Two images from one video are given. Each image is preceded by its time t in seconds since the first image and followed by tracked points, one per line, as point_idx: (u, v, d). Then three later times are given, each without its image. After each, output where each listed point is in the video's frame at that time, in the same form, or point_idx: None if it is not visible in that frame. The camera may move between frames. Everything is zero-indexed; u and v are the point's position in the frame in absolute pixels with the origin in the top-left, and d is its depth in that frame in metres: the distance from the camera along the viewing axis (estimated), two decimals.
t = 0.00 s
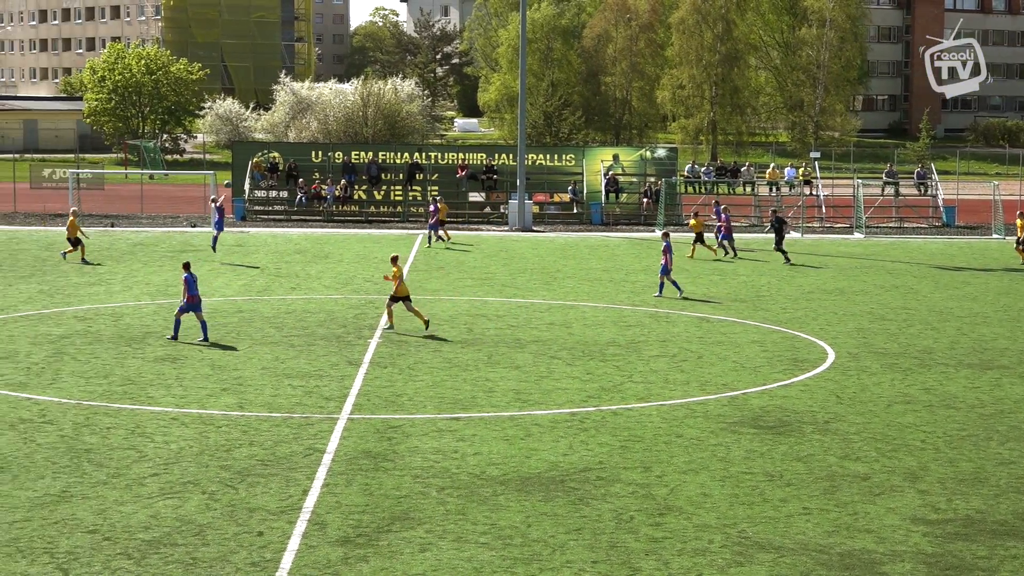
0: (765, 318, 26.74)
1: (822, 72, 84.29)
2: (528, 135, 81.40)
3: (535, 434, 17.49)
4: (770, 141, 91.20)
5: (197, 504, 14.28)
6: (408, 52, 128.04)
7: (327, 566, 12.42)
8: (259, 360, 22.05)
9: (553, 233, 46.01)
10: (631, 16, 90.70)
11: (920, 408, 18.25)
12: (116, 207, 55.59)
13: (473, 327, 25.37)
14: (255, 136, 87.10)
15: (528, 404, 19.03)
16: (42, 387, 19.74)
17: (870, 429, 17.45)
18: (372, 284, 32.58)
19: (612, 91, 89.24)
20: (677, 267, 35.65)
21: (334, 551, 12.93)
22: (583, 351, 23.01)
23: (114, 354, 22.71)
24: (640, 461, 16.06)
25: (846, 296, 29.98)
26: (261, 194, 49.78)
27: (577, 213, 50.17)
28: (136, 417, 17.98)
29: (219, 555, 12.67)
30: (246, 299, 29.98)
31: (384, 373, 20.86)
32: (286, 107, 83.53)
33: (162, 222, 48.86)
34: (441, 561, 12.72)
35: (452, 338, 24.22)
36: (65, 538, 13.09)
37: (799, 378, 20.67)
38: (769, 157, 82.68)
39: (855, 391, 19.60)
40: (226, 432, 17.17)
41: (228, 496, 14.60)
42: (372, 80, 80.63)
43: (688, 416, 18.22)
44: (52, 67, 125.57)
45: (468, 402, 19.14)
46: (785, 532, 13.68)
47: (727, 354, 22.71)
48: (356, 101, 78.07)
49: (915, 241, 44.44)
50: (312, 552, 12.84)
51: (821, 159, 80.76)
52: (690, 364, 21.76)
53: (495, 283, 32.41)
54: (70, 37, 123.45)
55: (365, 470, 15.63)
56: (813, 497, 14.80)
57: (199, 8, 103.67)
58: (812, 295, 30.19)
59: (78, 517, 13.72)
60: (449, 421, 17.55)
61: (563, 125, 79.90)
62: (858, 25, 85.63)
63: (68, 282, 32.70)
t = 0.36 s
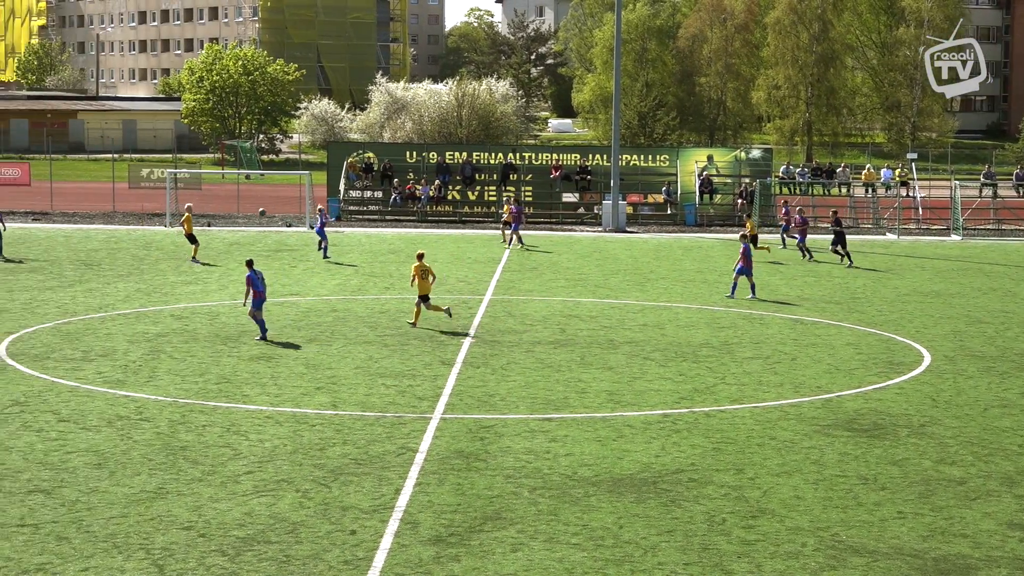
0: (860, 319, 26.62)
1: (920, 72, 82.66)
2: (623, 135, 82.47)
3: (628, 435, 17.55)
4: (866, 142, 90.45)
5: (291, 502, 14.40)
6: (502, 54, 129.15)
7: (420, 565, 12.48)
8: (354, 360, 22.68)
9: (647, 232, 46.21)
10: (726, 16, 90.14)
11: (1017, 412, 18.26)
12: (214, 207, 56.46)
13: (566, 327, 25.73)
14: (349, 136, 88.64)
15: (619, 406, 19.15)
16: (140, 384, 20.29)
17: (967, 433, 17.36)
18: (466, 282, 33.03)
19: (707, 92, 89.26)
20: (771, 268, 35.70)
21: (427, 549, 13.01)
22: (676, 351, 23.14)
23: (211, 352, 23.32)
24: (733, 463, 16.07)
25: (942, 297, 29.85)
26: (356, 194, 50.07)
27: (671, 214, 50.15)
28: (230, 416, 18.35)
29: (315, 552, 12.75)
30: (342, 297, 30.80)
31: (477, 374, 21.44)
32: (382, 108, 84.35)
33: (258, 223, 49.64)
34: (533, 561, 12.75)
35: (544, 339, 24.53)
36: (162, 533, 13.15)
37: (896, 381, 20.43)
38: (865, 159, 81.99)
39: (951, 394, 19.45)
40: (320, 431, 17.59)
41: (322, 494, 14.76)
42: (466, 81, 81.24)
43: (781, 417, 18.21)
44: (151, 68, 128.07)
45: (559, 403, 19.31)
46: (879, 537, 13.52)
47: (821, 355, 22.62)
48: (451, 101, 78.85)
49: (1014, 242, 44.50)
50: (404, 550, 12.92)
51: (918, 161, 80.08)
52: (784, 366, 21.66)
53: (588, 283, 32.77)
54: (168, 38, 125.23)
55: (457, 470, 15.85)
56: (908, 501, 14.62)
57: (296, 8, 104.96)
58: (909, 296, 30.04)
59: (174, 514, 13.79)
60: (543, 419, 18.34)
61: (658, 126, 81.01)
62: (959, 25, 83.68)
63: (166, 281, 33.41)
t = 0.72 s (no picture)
0: (901, 320, 26.33)
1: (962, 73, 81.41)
2: (663, 135, 82.26)
3: (668, 436, 17.53)
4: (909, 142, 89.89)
5: (330, 501, 14.53)
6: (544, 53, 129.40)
7: (459, 566, 12.53)
8: (394, 360, 22.79)
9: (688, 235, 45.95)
10: (768, 17, 89.22)
11: None
12: (255, 207, 56.89)
13: (606, 328, 25.70)
14: (390, 136, 88.94)
15: (659, 407, 19.11)
16: (180, 383, 20.54)
17: (1009, 435, 17.22)
18: (505, 283, 33.08)
19: (748, 93, 88.87)
20: (811, 269, 35.58)
21: (466, 550, 13.08)
22: (715, 352, 23.08)
23: (251, 352, 23.50)
24: (772, 465, 16.03)
25: (984, 298, 29.52)
26: (396, 194, 50.53)
27: (711, 214, 50.02)
28: (271, 415, 18.54)
29: (353, 551, 12.85)
30: (384, 296, 31.00)
31: (516, 374, 21.50)
32: (422, 108, 84.64)
33: (298, 222, 49.94)
34: (572, 561, 12.80)
35: (583, 340, 24.53)
36: (203, 532, 13.29)
37: (936, 382, 20.24)
38: (906, 160, 81.22)
39: (993, 396, 19.29)
40: (360, 430, 17.71)
41: (362, 494, 14.87)
42: (507, 81, 81.36)
43: (822, 419, 18.11)
44: (193, 68, 129.28)
45: (599, 403, 19.36)
46: (920, 538, 13.43)
47: (862, 356, 22.45)
48: (492, 101, 78.88)
49: None
50: (443, 551, 13.00)
51: (959, 163, 79.24)
52: (824, 367, 21.51)
53: (628, 283, 32.73)
54: (211, 38, 126.27)
55: (497, 470, 15.93)
56: (949, 503, 14.52)
57: (337, 8, 105.33)
58: (950, 298, 29.68)
59: (214, 513, 13.94)
60: (583, 420, 18.38)
61: (698, 126, 80.50)
62: (1002, 25, 82.69)
63: (207, 280, 33.69)
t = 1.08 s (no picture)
0: (941, 321, 26.13)
1: (1005, 73, 80.38)
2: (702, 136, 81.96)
3: (707, 437, 17.50)
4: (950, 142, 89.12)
5: (369, 501, 14.64)
6: (582, 54, 131.02)
7: (498, 567, 12.59)
8: (433, 360, 22.93)
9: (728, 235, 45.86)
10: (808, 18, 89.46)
11: None
12: (294, 207, 57.30)
13: (644, 329, 25.71)
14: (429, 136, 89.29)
15: (698, 408, 19.08)
16: (219, 382, 20.76)
17: None
18: (543, 283, 33.18)
19: (788, 94, 88.39)
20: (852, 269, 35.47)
21: (505, 550, 13.15)
22: (754, 353, 23.03)
23: (289, 352, 23.69)
24: (810, 467, 15.97)
25: None
26: (435, 195, 50.79)
27: (750, 214, 49.85)
28: (310, 415, 18.70)
29: (392, 551, 12.96)
30: (424, 296, 31.18)
31: (555, 375, 21.56)
32: (462, 108, 84.85)
33: (338, 223, 50.28)
34: (610, 562, 12.82)
35: (623, 340, 24.53)
36: (242, 531, 13.43)
37: (977, 384, 20.10)
38: (947, 162, 80.49)
39: None
40: (398, 430, 17.83)
41: (400, 494, 14.97)
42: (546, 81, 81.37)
43: (862, 420, 18.04)
44: (233, 68, 130.35)
45: (637, 404, 19.38)
46: (960, 541, 13.36)
47: (902, 357, 22.32)
48: (531, 101, 78.94)
49: None
50: (482, 551, 13.06)
51: (1001, 164, 78.41)
52: (863, 369, 21.41)
53: (666, 284, 32.69)
54: (251, 39, 127.17)
55: (535, 471, 15.99)
56: (990, 506, 14.41)
57: (377, 9, 105.89)
58: (992, 299, 29.43)
59: (254, 512, 14.10)
60: (622, 420, 18.42)
61: (738, 127, 80.28)
62: None
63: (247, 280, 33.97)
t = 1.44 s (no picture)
0: (963, 322, 26.03)
1: None
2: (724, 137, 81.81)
3: (729, 437, 17.49)
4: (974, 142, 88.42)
5: (391, 501, 14.71)
6: (606, 54, 131.00)
7: (520, 567, 12.64)
8: (455, 359, 23.02)
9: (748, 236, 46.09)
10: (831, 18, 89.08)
11: None
12: (316, 207, 57.56)
13: (667, 329, 25.71)
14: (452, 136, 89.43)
15: (720, 408, 19.09)
16: (242, 382, 20.86)
17: None
18: (565, 282, 33.25)
19: (811, 93, 88.02)
20: (876, 270, 35.42)
21: (526, 550, 13.19)
22: (776, 354, 23.00)
23: (312, 352, 23.77)
24: (832, 467, 15.93)
25: None
26: (458, 195, 50.77)
27: (774, 215, 49.91)
28: (333, 415, 18.78)
29: (414, 551, 13.02)
30: (446, 296, 31.30)
31: (577, 375, 21.60)
32: (485, 108, 84.87)
33: (360, 223, 50.46)
34: (632, 563, 12.84)
35: (646, 341, 24.53)
36: (264, 531, 13.54)
37: (1001, 386, 20.01)
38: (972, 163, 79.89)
39: None
40: (420, 430, 17.90)
41: (423, 494, 15.04)
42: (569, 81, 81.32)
43: (885, 421, 17.99)
44: (256, 68, 130.79)
45: (660, 404, 19.40)
46: (982, 542, 13.31)
47: (925, 358, 22.25)
48: (554, 102, 78.91)
49: None
50: (504, 551, 13.11)
51: None
52: (886, 369, 21.37)
53: (689, 284, 32.64)
54: (274, 39, 127.53)
55: (557, 471, 16.03)
56: (1013, 507, 14.36)
57: (400, 9, 106.10)
58: (1015, 300, 29.29)
59: (276, 511, 14.19)
60: (644, 420, 18.45)
61: (761, 127, 80.06)
62: None
63: (270, 280, 34.11)
